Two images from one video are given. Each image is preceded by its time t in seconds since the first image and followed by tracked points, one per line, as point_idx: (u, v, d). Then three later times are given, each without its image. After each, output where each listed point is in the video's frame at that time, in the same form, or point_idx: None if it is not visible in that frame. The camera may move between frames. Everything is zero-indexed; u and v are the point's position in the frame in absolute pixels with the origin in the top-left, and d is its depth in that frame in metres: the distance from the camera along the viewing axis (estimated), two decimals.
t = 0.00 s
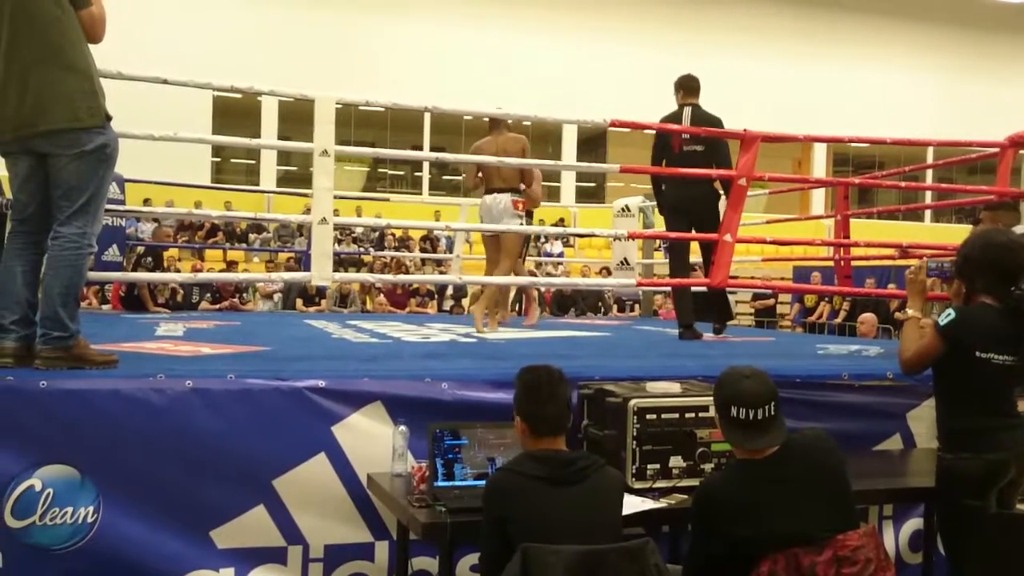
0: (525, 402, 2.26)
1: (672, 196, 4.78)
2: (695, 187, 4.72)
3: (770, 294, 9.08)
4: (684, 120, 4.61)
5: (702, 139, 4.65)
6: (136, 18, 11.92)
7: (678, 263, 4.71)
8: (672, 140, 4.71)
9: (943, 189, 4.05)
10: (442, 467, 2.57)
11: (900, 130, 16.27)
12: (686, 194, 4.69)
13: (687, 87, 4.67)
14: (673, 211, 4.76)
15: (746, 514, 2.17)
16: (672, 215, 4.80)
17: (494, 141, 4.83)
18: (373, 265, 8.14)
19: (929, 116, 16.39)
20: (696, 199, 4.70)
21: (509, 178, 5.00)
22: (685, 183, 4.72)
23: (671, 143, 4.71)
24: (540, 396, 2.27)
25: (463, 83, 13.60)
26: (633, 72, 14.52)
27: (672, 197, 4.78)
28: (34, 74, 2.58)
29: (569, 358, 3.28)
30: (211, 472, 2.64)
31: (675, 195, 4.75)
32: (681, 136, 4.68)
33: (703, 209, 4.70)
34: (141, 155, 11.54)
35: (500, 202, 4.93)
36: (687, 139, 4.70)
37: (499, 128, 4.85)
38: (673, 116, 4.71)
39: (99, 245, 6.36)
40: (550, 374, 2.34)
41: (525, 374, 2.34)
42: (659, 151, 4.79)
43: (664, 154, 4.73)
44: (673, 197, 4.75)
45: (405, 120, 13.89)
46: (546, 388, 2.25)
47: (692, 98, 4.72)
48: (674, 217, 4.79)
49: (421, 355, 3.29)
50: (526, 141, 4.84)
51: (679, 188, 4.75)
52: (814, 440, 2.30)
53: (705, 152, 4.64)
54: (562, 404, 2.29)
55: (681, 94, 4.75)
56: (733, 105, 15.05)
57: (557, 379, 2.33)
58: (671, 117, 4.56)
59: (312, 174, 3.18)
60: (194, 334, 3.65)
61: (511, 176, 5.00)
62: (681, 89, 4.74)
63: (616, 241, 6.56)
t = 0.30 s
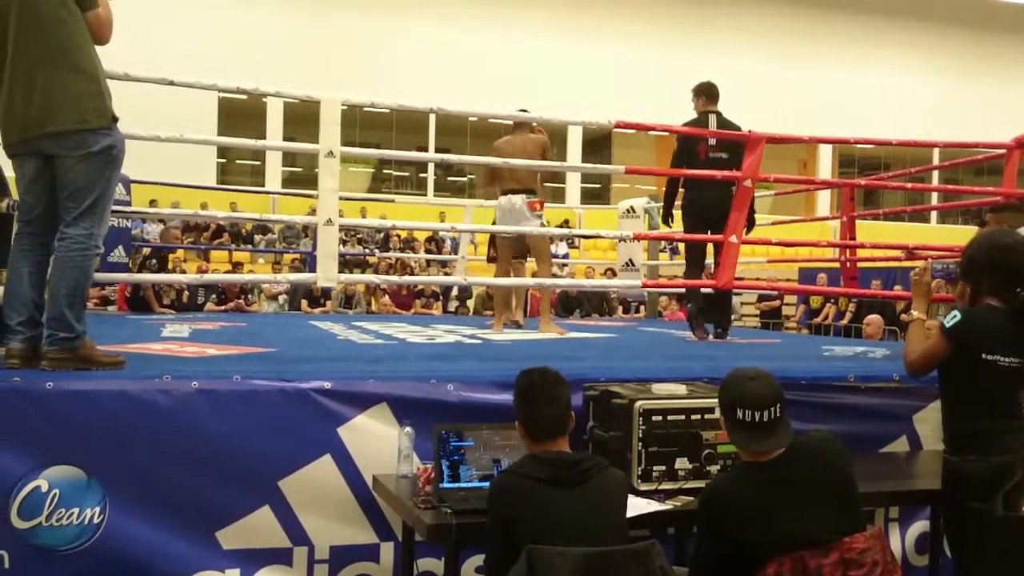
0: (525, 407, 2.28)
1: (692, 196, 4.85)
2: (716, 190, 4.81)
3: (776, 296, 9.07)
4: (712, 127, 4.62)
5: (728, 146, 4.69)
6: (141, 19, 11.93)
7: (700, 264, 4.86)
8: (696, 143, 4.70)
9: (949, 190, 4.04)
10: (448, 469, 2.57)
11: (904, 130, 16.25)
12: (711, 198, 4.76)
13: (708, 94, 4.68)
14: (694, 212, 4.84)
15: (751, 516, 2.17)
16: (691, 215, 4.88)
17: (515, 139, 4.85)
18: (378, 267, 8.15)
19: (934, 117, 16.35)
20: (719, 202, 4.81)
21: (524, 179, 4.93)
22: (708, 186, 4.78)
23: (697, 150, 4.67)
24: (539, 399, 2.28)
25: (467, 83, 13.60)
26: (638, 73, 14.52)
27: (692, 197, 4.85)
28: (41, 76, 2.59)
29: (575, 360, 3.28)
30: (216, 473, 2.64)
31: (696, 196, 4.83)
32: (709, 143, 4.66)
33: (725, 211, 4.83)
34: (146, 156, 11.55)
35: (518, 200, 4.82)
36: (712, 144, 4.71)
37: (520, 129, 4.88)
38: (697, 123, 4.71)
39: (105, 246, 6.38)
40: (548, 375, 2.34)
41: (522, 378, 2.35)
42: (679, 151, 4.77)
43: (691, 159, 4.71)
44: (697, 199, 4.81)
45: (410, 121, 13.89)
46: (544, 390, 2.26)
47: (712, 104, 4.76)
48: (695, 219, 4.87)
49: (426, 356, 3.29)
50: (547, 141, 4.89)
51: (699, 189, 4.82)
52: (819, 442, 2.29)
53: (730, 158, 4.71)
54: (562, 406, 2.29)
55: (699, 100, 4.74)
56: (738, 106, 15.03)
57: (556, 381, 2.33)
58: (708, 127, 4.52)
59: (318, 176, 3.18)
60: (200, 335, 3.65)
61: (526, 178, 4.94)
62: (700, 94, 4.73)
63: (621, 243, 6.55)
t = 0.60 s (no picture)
0: (527, 408, 2.28)
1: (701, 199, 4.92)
2: (725, 194, 4.88)
3: (779, 297, 9.05)
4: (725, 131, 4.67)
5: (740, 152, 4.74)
6: (146, 20, 11.95)
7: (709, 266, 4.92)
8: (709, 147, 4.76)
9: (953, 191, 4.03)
10: (451, 469, 2.57)
11: (908, 131, 16.23)
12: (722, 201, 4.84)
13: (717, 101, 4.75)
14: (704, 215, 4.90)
15: (754, 517, 2.17)
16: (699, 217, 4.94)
17: (546, 144, 4.84)
18: (381, 267, 8.16)
19: (938, 119, 16.34)
20: (729, 206, 4.88)
21: (549, 185, 4.92)
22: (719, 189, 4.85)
23: (711, 154, 4.72)
24: (541, 400, 2.28)
25: (471, 84, 13.61)
26: (641, 74, 14.51)
27: (701, 200, 4.91)
28: (47, 77, 2.60)
29: (578, 360, 3.28)
30: (220, 473, 2.65)
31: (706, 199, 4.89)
32: (722, 147, 4.70)
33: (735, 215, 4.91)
34: (151, 157, 11.58)
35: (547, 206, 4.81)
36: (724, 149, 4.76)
37: (547, 135, 4.91)
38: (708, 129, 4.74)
39: (109, 246, 6.39)
40: (549, 376, 2.34)
41: (524, 379, 2.35)
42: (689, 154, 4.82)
43: (705, 161, 4.74)
44: (708, 203, 4.88)
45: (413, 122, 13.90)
46: (545, 391, 2.26)
47: (719, 111, 4.86)
48: (704, 222, 4.92)
49: (430, 356, 3.29)
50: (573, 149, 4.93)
51: (709, 192, 4.88)
52: (823, 444, 2.29)
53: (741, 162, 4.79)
54: (564, 406, 2.29)
55: (707, 106, 4.83)
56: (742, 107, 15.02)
57: (558, 382, 2.33)
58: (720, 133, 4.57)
59: (322, 177, 3.18)
60: (203, 335, 3.66)
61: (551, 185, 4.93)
62: (706, 101, 4.83)
63: (625, 244, 6.55)
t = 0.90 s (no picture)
0: (531, 410, 2.28)
1: (701, 204, 5.00)
2: (725, 198, 4.96)
3: (784, 298, 9.03)
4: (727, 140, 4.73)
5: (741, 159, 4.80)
6: (150, 21, 11.96)
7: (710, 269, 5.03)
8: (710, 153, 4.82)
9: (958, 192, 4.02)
10: (456, 470, 2.58)
11: (912, 132, 16.20)
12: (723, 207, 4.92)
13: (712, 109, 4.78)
14: (705, 220, 4.99)
15: (759, 518, 2.17)
16: (700, 222, 5.03)
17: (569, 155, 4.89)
18: (386, 268, 8.18)
19: (942, 119, 16.31)
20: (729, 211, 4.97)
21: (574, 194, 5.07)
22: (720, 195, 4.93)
23: (712, 161, 4.78)
24: (545, 402, 2.28)
25: (475, 85, 13.61)
26: (645, 74, 14.50)
27: (701, 205, 4.99)
28: (54, 78, 2.60)
29: (583, 361, 3.27)
30: (226, 474, 2.65)
31: (706, 204, 4.97)
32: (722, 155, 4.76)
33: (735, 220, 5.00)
34: (156, 158, 11.59)
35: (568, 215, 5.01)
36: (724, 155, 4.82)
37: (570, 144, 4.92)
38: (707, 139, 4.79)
39: (115, 247, 6.40)
40: (554, 378, 2.34)
41: (528, 381, 2.35)
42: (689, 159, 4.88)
43: (705, 167, 4.81)
44: (708, 209, 4.97)
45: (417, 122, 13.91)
46: (550, 393, 2.26)
47: (716, 119, 4.86)
48: (704, 226, 5.01)
49: (434, 357, 3.29)
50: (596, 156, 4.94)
51: (709, 197, 4.97)
52: (829, 446, 2.29)
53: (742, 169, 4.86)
54: (568, 409, 2.29)
55: (705, 115, 4.84)
56: (745, 108, 15.01)
57: (562, 384, 2.33)
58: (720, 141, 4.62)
59: (327, 177, 3.18)
60: (208, 336, 3.66)
61: (575, 194, 5.09)
62: (703, 109, 4.84)
63: (630, 244, 6.54)
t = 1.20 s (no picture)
0: (536, 412, 2.28)
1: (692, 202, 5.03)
2: (719, 199, 4.98)
3: (790, 298, 9.03)
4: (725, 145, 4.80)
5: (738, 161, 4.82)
6: (154, 22, 11.99)
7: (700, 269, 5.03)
8: (707, 154, 4.85)
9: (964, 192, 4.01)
10: (461, 471, 2.58)
11: (916, 132, 16.17)
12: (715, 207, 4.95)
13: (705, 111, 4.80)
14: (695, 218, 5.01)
15: (764, 518, 2.17)
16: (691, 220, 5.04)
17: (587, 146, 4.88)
18: (391, 269, 8.19)
19: (947, 119, 16.27)
20: (721, 212, 5.00)
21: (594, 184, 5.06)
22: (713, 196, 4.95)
23: (709, 163, 4.82)
24: (549, 404, 2.28)
25: (478, 85, 13.61)
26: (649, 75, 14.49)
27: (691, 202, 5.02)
28: (60, 78, 2.61)
29: (587, 362, 3.27)
30: (230, 474, 2.66)
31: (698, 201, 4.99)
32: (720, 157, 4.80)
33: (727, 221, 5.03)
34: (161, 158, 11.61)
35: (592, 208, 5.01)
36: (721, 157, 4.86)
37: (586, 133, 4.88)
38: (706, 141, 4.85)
39: (120, 248, 6.41)
40: (559, 379, 2.34)
41: (533, 382, 2.35)
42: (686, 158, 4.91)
43: (702, 168, 4.83)
44: (700, 207, 4.98)
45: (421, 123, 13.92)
46: (553, 394, 2.26)
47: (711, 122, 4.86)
48: (696, 224, 5.02)
49: (439, 358, 3.28)
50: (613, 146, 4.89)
51: (702, 197, 4.99)
52: (834, 448, 2.29)
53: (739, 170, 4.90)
54: (572, 410, 2.29)
55: (699, 118, 4.84)
56: (750, 109, 15.00)
57: (567, 385, 2.33)
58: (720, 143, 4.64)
59: (332, 179, 3.18)
60: (213, 336, 3.66)
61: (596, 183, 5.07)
62: (698, 111, 4.84)
63: (634, 245, 6.55)
